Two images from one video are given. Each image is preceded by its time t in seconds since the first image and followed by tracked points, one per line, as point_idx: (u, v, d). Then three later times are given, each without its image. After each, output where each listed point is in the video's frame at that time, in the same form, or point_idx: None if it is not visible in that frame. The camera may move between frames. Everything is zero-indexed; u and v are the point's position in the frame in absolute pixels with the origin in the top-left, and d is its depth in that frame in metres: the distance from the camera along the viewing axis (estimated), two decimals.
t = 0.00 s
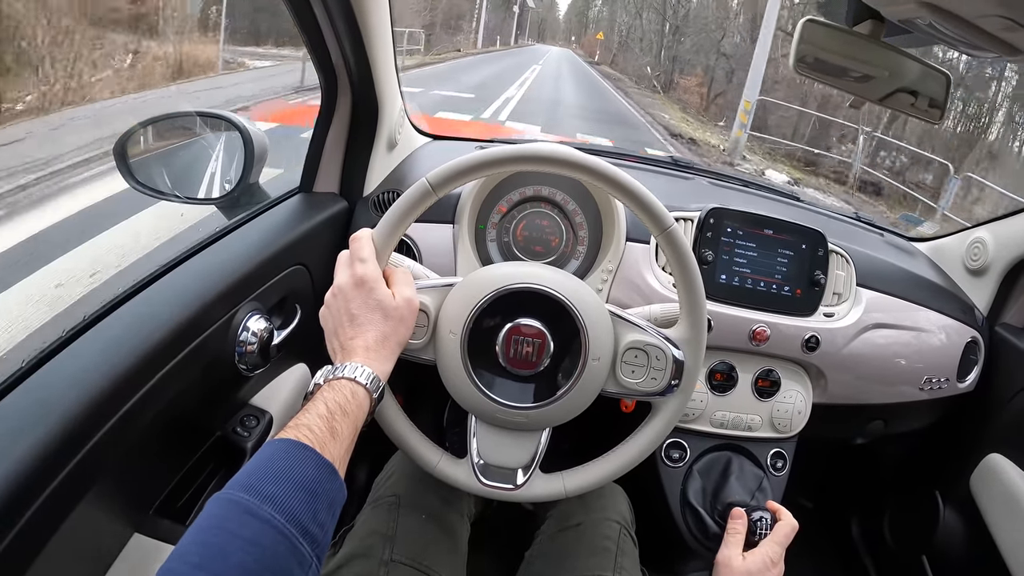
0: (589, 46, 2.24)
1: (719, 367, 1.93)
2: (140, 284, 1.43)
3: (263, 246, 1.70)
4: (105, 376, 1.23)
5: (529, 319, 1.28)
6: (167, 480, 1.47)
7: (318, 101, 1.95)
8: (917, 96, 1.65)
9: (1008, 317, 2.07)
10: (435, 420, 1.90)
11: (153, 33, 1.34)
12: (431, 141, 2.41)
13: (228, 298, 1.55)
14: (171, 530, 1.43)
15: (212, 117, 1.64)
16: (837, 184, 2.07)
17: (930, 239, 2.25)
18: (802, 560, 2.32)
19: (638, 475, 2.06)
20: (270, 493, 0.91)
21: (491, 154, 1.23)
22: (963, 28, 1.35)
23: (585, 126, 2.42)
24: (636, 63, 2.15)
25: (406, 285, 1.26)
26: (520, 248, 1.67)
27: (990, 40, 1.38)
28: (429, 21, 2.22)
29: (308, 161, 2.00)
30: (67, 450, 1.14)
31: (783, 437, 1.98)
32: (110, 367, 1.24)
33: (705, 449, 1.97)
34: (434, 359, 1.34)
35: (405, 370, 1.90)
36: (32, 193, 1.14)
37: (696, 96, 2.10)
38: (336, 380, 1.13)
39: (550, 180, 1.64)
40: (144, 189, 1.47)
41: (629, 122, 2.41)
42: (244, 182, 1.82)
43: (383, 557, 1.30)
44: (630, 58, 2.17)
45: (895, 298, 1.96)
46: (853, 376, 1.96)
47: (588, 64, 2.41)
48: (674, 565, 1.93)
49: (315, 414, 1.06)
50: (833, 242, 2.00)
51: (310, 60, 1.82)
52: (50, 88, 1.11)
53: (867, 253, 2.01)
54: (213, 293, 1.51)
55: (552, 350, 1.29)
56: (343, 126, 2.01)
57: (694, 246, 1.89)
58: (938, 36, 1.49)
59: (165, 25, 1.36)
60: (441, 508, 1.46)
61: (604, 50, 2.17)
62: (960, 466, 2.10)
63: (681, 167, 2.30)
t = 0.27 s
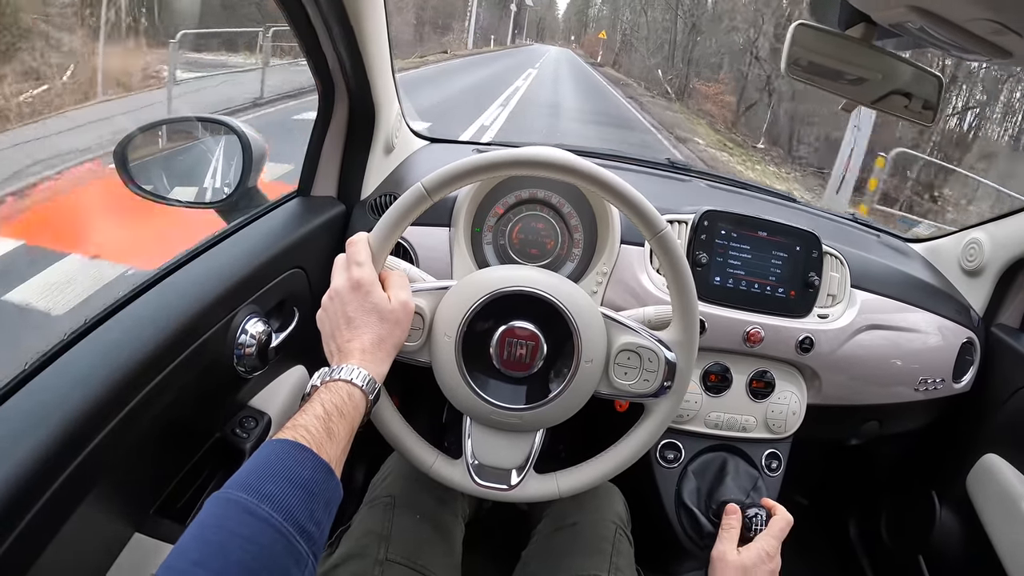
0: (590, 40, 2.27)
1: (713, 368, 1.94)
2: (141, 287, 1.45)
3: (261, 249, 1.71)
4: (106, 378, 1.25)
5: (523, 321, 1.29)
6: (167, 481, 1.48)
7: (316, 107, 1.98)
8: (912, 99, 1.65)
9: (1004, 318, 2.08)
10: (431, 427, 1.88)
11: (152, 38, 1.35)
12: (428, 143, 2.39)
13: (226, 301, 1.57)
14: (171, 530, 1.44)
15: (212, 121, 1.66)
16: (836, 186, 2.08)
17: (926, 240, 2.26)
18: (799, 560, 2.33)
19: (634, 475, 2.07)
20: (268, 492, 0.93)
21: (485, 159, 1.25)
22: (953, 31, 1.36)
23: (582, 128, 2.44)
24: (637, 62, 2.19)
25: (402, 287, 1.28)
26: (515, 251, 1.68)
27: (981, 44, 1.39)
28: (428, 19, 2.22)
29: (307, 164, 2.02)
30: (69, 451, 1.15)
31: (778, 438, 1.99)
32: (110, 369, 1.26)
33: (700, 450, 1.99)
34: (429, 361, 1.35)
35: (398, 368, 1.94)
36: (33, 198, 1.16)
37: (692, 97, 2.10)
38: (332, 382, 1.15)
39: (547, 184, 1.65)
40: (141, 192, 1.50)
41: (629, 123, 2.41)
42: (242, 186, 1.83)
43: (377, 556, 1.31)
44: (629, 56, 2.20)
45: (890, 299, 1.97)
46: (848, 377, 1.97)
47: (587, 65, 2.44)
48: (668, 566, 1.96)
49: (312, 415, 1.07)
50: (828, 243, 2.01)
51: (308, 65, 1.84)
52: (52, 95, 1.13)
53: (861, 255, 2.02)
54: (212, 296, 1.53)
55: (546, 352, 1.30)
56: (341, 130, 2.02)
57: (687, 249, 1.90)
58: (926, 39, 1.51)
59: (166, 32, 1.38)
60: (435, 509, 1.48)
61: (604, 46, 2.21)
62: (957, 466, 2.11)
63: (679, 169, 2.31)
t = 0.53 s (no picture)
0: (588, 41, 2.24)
1: (712, 370, 1.92)
2: (134, 294, 1.44)
3: (255, 255, 1.70)
4: (102, 386, 1.23)
5: (518, 325, 1.28)
6: (163, 488, 1.47)
7: (309, 113, 1.97)
8: (909, 96, 1.65)
9: (1004, 315, 2.06)
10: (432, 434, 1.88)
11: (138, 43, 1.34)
12: (424, 146, 2.38)
13: (221, 308, 1.55)
14: (170, 539, 1.43)
15: (205, 128, 1.67)
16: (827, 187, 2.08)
17: (925, 237, 2.25)
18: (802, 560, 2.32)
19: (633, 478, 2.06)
20: (261, 500, 0.92)
21: (480, 163, 1.24)
22: (949, 27, 1.35)
23: (579, 129, 2.43)
24: (637, 61, 2.18)
25: (396, 292, 1.26)
26: (511, 254, 1.66)
27: (977, 39, 1.38)
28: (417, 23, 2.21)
29: (300, 169, 2.00)
30: (63, 461, 1.14)
31: (778, 438, 1.98)
32: (105, 377, 1.24)
33: (700, 451, 1.97)
34: (424, 366, 1.34)
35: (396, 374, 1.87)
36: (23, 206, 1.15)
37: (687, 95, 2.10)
38: (327, 388, 1.13)
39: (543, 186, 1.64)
40: (132, 198, 1.50)
41: (629, 123, 2.39)
42: (237, 193, 1.82)
43: (376, 562, 1.29)
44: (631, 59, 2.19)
45: (890, 297, 1.96)
46: (848, 376, 1.96)
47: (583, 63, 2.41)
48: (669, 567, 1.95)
49: (305, 422, 1.06)
50: (826, 242, 1.99)
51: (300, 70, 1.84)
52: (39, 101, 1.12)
53: (860, 253, 2.01)
54: (207, 302, 1.51)
55: (542, 357, 1.29)
56: (335, 134, 2.01)
57: (685, 249, 1.89)
58: (925, 35, 1.49)
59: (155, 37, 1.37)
60: (429, 517, 1.46)
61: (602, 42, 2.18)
62: (959, 464, 2.10)
63: (677, 169, 2.30)
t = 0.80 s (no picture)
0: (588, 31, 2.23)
1: (715, 360, 1.90)
2: (125, 292, 1.41)
3: (248, 253, 1.67)
4: (89, 388, 1.21)
5: (516, 319, 1.25)
6: (159, 489, 1.44)
7: (302, 107, 1.94)
8: (910, 80, 1.64)
9: (1008, 302, 2.04)
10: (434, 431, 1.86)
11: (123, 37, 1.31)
12: (419, 140, 2.35)
13: (212, 306, 1.52)
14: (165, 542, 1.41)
15: (197, 125, 1.64)
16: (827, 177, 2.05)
17: (927, 224, 2.22)
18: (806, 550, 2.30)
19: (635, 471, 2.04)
20: (255, 501, 0.89)
21: (475, 153, 1.21)
22: (953, 7, 1.32)
23: (583, 120, 2.38)
24: (646, 50, 2.16)
25: (390, 286, 1.24)
26: (509, 246, 1.63)
27: (982, 20, 1.37)
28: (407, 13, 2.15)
29: (293, 165, 1.97)
30: (51, 465, 1.11)
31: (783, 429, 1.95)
32: (93, 379, 1.22)
33: (701, 445, 1.94)
34: (420, 361, 1.31)
35: (396, 372, 1.83)
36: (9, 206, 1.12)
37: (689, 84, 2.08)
38: (321, 385, 1.11)
39: (539, 177, 1.61)
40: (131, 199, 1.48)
41: (630, 112, 2.37)
42: (229, 190, 1.78)
43: (376, 560, 1.27)
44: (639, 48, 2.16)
45: (894, 285, 1.93)
46: (851, 366, 1.94)
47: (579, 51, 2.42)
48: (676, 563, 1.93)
49: (301, 418, 1.03)
50: (828, 230, 1.96)
51: (291, 65, 1.81)
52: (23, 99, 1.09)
53: (862, 241, 1.98)
54: (197, 301, 1.48)
55: (540, 350, 1.26)
56: (327, 128, 1.98)
57: (686, 239, 1.85)
58: (930, 18, 1.47)
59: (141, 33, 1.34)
60: (428, 516, 1.44)
61: (601, 33, 2.17)
62: (963, 452, 2.08)
63: (675, 158, 2.25)
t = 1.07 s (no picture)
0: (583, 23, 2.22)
1: (713, 350, 1.89)
2: (122, 295, 1.41)
3: (244, 252, 1.67)
4: (89, 390, 1.21)
5: (510, 311, 1.25)
6: (161, 489, 1.45)
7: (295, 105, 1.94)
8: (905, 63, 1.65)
9: (1008, 286, 2.04)
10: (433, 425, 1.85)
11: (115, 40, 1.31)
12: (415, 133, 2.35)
13: (209, 306, 1.53)
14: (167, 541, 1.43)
15: (190, 126, 1.61)
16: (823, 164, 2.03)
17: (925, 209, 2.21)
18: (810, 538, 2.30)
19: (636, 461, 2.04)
20: (251, 499, 0.89)
21: (466, 146, 1.21)
22: None
23: (574, 109, 2.36)
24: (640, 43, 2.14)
25: (384, 281, 1.23)
26: (504, 239, 1.63)
27: None
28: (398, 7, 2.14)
29: (287, 163, 1.97)
30: (51, 468, 1.12)
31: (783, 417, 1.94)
32: (92, 382, 1.22)
33: (701, 433, 1.95)
34: (415, 355, 1.31)
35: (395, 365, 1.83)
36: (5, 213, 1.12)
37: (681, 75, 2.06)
38: (316, 381, 1.11)
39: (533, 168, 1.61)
40: (126, 204, 1.47)
41: (626, 100, 2.34)
42: (224, 188, 1.77)
43: (376, 556, 1.27)
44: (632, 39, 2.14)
45: (893, 271, 1.93)
46: (850, 352, 1.93)
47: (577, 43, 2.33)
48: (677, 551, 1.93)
49: (296, 417, 1.04)
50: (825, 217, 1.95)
51: (282, 63, 1.80)
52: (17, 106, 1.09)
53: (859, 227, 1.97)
54: (194, 301, 1.49)
55: (535, 342, 1.26)
56: (321, 125, 1.97)
57: (680, 228, 1.85)
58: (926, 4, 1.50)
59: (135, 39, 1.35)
60: (429, 508, 1.44)
61: (602, 22, 2.16)
62: (965, 437, 2.07)
63: (670, 148, 2.25)
